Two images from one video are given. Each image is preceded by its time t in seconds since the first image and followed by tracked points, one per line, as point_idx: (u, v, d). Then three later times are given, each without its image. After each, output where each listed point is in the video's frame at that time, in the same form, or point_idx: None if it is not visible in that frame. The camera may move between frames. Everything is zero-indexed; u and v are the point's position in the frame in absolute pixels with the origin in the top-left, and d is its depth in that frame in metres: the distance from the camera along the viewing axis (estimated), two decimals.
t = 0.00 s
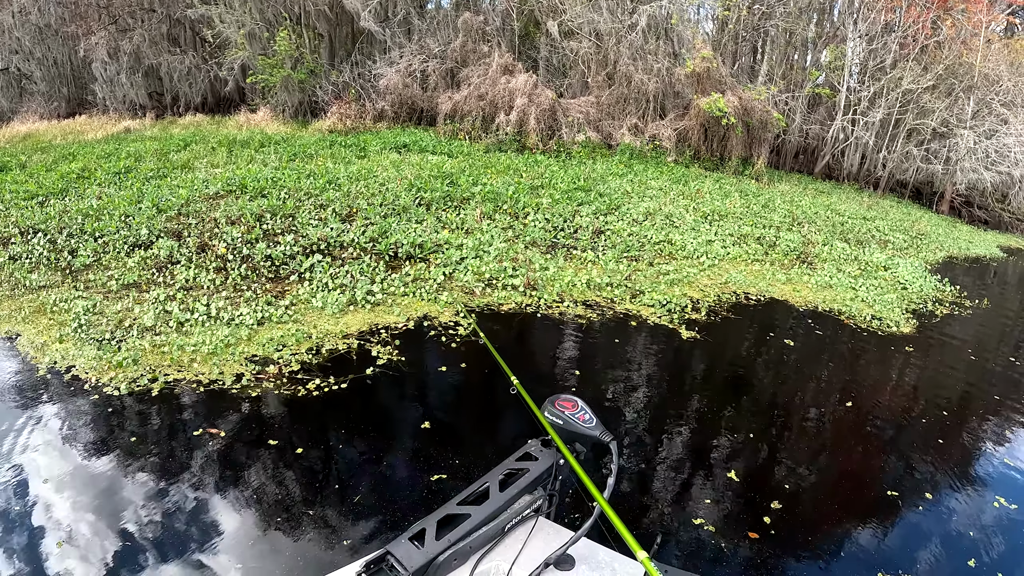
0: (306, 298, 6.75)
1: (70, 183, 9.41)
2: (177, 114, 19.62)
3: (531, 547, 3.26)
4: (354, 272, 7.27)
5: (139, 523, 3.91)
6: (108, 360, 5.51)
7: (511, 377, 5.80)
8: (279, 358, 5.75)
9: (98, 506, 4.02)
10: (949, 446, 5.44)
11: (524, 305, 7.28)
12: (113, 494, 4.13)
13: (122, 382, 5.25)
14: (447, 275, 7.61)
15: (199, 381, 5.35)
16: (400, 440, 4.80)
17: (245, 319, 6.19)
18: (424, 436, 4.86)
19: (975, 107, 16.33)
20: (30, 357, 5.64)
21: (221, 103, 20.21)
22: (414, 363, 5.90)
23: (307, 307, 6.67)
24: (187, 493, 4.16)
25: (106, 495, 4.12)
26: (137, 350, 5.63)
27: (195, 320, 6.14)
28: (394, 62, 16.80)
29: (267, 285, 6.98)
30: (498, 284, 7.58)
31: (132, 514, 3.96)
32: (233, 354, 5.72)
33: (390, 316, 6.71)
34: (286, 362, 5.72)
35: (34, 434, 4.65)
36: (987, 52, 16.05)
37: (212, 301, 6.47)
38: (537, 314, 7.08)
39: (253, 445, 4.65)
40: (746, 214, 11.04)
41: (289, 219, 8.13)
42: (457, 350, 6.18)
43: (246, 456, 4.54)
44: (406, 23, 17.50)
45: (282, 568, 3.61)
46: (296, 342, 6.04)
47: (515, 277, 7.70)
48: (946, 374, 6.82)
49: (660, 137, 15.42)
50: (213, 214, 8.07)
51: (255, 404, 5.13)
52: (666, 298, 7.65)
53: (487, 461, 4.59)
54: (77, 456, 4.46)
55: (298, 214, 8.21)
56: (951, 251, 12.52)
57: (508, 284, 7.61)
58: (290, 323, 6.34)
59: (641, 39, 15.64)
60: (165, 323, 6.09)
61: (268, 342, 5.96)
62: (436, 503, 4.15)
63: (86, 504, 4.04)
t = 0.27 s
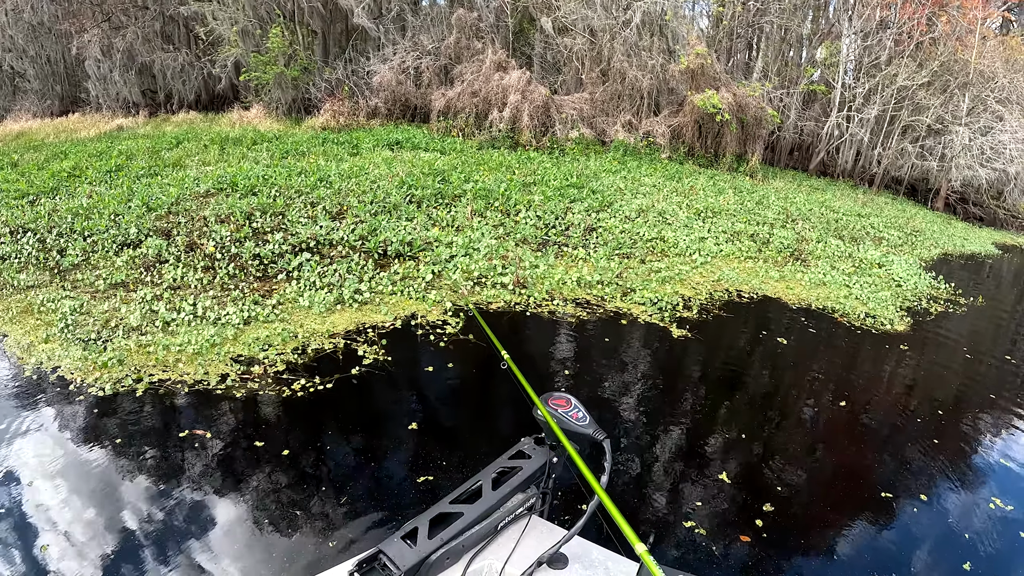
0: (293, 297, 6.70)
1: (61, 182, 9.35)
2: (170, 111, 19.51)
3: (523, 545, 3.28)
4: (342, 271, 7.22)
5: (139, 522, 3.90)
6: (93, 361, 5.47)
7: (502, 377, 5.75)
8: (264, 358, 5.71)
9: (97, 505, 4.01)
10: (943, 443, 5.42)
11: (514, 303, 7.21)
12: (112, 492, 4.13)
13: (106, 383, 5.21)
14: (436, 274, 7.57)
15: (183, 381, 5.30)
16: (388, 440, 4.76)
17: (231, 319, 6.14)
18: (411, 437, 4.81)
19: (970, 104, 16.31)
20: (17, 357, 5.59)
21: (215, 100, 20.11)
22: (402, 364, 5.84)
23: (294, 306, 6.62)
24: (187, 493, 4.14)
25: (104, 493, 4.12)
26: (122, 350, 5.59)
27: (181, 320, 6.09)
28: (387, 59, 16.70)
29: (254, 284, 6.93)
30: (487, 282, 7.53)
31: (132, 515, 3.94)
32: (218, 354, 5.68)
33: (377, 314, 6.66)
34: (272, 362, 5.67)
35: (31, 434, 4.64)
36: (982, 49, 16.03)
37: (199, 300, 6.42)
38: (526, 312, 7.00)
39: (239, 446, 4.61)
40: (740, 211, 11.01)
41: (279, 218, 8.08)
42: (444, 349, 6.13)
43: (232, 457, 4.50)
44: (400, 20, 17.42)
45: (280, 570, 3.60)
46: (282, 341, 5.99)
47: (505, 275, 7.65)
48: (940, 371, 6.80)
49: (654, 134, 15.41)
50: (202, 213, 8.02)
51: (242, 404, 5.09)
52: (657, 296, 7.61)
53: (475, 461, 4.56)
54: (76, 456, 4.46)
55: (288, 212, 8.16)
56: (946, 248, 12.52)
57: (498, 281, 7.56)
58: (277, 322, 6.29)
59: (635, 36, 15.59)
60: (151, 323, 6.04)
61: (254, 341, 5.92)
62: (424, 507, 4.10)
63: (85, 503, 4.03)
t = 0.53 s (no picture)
0: (282, 298, 6.66)
1: (55, 181, 9.30)
2: (166, 110, 19.45)
3: (516, 545, 3.22)
4: (333, 271, 7.18)
5: (139, 522, 3.92)
6: (80, 362, 5.44)
7: (496, 380, 5.71)
8: (251, 360, 5.66)
9: (97, 505, 4.03)
10: (939, 444, 5.38)
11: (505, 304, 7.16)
12: (112, 492, 4.14)
13: (93, 385, 5.17)
14: (427, 274, 7.52)
15: (170, 383, 5.27)
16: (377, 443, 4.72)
17: (219, 319, 6.11)
18: (398, 442, 4.77)
19: (969, 103, 16.26)
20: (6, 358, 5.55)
21: (213, 99, 20.06)
22: (392, 366, 5.78)
23: (283, 307, 6.58)
24: (186, 493, 4.16)
25: (104, 493, 4.13)
26: (109, 351, 5.56)
27: (170, 321, 6.06)
28: (384, 58, 16.65)
29: (244, 284, 6.89)
30: (479, 282, 7.48)
31: (132, 514, 3.97)
32: (206, 355, 5.64)
33: (366, 315, 6.61)
34: (259, 364, 5.63)
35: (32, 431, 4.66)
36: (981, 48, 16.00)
37: (188, 301, 6.39)
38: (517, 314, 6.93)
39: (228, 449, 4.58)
40: (737, 210, 10.98)
41: (271, 217, 8.04)
42: (433, 351, 6.09)
43: (220, 461, 4.47)
44: (397, 18, 17.35)
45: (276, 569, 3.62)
46: (270, 343, 5.95)
47: (497, 275, 7.60)
48: (937, 372, 6.76)
49: (651, 133, 15.39)
50: (194, 212, 7.98)
51: (230, 407, 5.05)
52: (650, 296, 7.56)
53: (465, 464, 4.53)
54: (76, 454, 4.47)
55: (280, 212, 8.12)
56: (945, 248, 12.49)
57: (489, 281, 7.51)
58: (265, 323, 6.25)
59: (632, 34, 15.55)
60: (139, 324, 6.01)
61: (241, 343, 5.87)
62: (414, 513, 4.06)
63: (86, 503, 4.05)
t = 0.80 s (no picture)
0: (272, 299, 6.61)
1: (50, 181, 9.26)
2: (164, 109, 19.41)
3: (512, 548, 3.09)
4: (324, 272, 7.14)
5: (137, 523, 3.91)
6: (69, 365, 5.40)
7: (495, 381, 5.68)
8: (240, 362, 5.61)
9: (95, 506, 4.02)
10: (939, 445, 5.34)
11: (497, 305, 7.10)
12: (111, 493, 4.13)
13: (81, 388, 5.13)
14: (419, 275, 7.47)
15: (157, 386, 5.22)
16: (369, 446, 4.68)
17: (208, 321, 6.06)
18: (389, 444, 4.72)
19: (968, 103, 16.23)
20: None
21: (210, 99, 20.00)
22: (383, 367, 5.75)
23: (273, 308, 6.53)
24: (184, 494, 4.15)
25: (103, 494, 4.13)
26: (97, 354, 5.52)
27: (159, 323, 6.02)
28: (381, 57, 16.61)
29: (235, 285, 6.85)
30: (471, 283, 7.43)
31: (131, 517, 3.96)
32: (194, 357, 5.59)
33: (357, 317, 6.56)
34: (247, 366, 5.57)
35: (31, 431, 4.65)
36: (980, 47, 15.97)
37: (178, 302, 6.35)
38: (510, 316, 6.87)
39: (219, 451, 4.54)
40: (734, 210, 10.94)
41: (264, 218, 8.00)
42: (422, 354, 6.02)
43: (209, 464, 4.42)
44: (394, 17, 17.29)
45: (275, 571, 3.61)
46: (259, 345, 5.89)
47: (489, 276, 7.55)
48: (936, 373, 6.70)
49: (648, 132, 15.38)
50: (188, 212, 7.94)
51: (219, 409, 5.00)
52: (645, 297, 7.49)
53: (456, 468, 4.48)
54: (74, 455, 4.46)
55: (274, 212, 8.08)
56: (943, 248, 12.46)
57: (482, 282, 7.45)
58: (255, 325, 6.19)
59: (630, 34, 15.53)
60: (128, 325, 5.97)
61: (230, 345, 5.82)
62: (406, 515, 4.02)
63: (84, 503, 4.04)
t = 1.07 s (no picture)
0: (265, 301, 6.57)
1: (45, 181, 9.22)
2: (162, 108, 19.36)
3: (518, 549, 3.13)
4: (318, 272, 7.11)
5: (137, 524, 3.89)
6: (60, 366, 5.37)
7: (495, 383, 5.64)
8: (230, 364, 5.56)
9: (94, 507, 4.01)
10: (939, 446, 5.31)
11: (490, 307, 7.05)
12: (110, 494, 4.12)
13: (71, 389, 5.10)
14: (413, 276, 7.43)
15: (148, 387, 5.18)
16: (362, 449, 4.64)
17: (200, 322, 6.03)
18: (384, 446, 4.69)
19: (967, 103, 16.21)
20: None
21: (208, 98, 19.97)
22: (376, 369, 5.71)
23: (265, 309, 6.49)
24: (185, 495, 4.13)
25: (102, 495, 4.11)
26: (89, 355, 5.49)
27: (151, 324, 5.99)
28: (379, 56, 16.58)
29: (228, 286, 6.81)
30: (465, 284, 7.39)
31: (130, 516, 3.94)
32: (185, 359, 5.56)
33: (349, 318, 6.51)
34: (238, 368, 5.53)
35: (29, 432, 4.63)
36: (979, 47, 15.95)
37: (170, 303, 6.32)
38: (503, 318, 6.82)
39: (215, 452, 4.52)
40: (732, 210, 10.91)
41: (258, 218, 7.97)
42: (414, 356, 5.97)
43: (201, 466, 4.39)
44: (392, 17, 17.25)
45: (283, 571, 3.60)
46: (250, 346, 5.84)
47: (484, 277, 7.50)
48: (936, 374, 6.66)
49: (646, 132, 15.37)
50: (182, 212, 7.91)
51: (210, 411, 4.96)
52: (640, 298, 7.42)
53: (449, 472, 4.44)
54: (73, 455, 4.44)
55: (268, 212, 8.05)
56: (942, 249, 12.45)
57: (476, 283, 7.41)
58: (246, 327, 6.15)
59: (628, 33, 15.50)
60: (120, 326, 5.94)
61: (221, 346, 5.78)
62: (402, 518, 4.00)
63: (83, 504, 4.03)
